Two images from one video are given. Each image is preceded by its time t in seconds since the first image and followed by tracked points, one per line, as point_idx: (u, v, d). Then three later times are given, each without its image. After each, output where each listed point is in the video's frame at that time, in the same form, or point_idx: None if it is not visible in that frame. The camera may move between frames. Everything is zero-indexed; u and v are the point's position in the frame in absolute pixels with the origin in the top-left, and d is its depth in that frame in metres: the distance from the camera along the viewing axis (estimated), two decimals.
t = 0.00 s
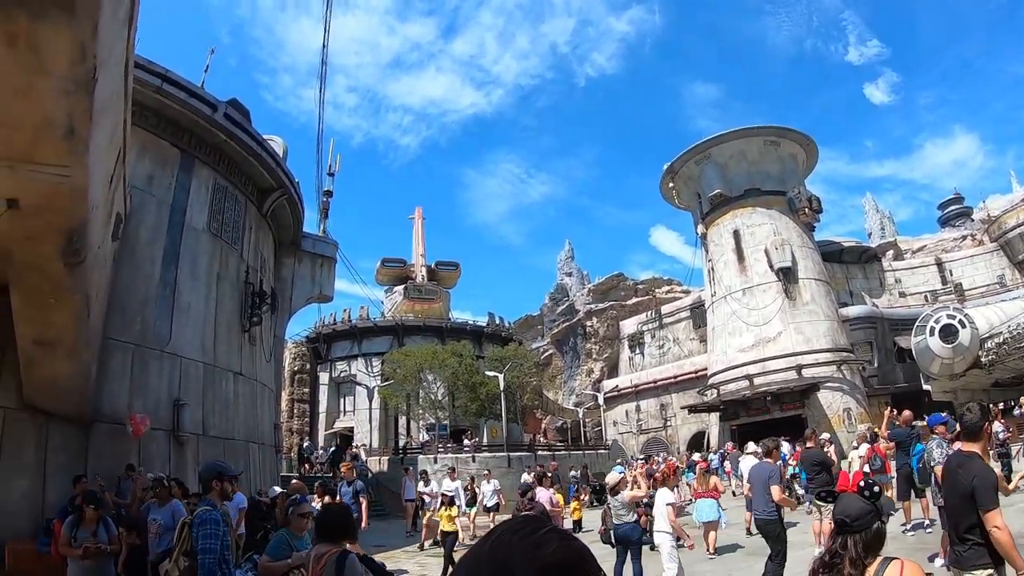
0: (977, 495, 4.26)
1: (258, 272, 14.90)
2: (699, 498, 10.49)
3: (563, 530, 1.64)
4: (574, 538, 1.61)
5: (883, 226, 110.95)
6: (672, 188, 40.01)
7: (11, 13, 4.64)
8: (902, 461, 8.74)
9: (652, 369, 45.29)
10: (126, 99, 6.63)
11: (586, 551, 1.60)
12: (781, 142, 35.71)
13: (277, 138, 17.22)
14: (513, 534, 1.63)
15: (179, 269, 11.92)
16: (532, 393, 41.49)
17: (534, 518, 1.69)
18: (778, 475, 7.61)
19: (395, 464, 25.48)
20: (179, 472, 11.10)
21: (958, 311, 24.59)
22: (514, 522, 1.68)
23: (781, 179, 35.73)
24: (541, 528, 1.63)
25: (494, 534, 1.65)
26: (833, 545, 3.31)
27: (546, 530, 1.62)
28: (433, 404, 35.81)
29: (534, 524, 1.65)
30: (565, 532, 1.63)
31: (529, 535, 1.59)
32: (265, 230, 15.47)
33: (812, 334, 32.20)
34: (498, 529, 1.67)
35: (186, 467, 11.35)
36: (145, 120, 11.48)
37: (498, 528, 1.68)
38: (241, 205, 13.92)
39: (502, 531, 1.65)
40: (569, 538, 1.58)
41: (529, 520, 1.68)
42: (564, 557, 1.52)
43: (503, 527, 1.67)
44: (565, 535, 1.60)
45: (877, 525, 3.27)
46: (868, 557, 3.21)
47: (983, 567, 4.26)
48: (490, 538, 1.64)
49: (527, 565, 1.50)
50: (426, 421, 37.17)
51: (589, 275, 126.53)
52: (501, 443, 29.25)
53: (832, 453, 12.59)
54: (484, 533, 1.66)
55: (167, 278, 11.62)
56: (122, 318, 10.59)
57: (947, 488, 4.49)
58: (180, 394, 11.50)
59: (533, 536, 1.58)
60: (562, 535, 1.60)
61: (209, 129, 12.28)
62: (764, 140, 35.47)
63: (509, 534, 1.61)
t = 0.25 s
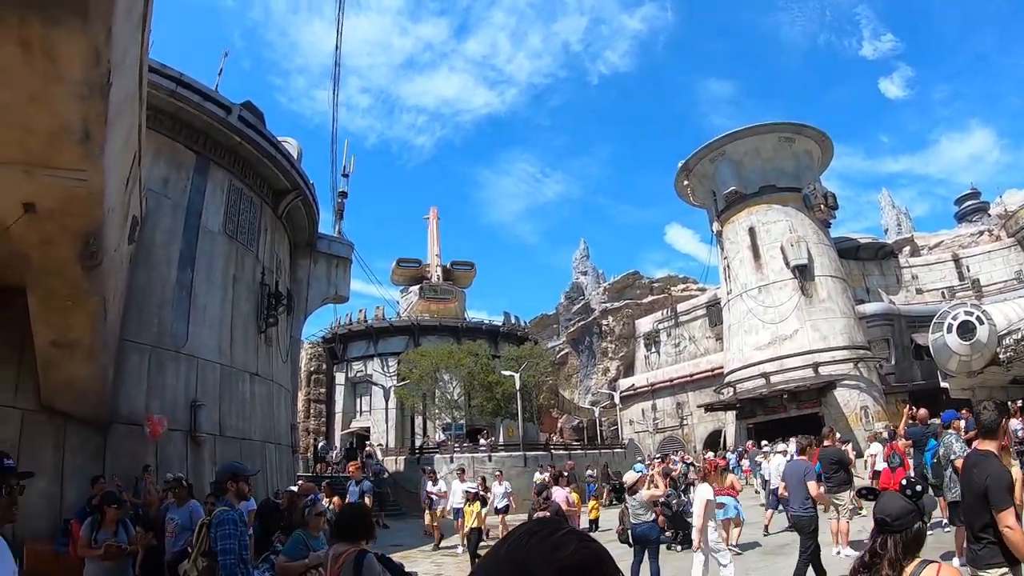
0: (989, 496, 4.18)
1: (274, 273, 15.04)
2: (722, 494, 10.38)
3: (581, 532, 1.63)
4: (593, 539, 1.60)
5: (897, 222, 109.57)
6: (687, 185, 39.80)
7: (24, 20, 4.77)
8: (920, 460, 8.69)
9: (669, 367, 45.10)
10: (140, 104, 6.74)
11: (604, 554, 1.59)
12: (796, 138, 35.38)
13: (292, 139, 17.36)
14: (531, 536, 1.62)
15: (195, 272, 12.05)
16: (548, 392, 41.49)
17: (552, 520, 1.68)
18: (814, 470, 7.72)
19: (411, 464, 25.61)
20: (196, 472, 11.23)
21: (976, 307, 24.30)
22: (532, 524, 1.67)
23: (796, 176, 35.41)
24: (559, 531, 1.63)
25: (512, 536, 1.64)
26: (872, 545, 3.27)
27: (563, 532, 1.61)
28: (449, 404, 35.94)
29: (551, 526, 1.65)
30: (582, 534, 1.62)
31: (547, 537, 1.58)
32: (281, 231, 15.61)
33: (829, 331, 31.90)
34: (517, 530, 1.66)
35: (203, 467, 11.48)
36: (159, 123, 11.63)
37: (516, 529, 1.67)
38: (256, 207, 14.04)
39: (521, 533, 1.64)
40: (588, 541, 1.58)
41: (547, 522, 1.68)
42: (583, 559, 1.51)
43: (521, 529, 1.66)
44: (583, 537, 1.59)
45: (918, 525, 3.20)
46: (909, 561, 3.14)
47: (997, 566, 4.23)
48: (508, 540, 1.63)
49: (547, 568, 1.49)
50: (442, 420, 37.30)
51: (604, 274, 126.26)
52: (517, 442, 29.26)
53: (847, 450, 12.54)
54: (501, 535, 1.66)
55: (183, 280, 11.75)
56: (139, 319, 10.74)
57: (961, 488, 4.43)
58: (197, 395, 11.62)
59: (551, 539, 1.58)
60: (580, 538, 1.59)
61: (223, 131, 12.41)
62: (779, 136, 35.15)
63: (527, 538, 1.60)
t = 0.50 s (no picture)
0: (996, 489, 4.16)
1: (290, 272, 15.17)
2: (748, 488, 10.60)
3: (597, 525, 1.62)
4: (610, 532, 1.59)
5: (917, 218, 107.99)
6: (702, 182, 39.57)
7: (40, 24, 4.88)
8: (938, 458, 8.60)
9: (685, 365, 44.86)
10: (157, 107, 6.84)
11: (620, 546, 1.58)
12: (811, 134, 35.02)
13: (307, 139, 17.48)
14: (547, 527, 1.61)
15: (212, 273, 12.18)
16: (565, 390, 41.43)
17: (566, 512, 1.67)
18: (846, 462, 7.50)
19: (428, 462, 25.73)
20: (214, 471, 11.37)
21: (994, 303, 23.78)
22: (548, 516, 1.66)
23: (811, 171, 35.06)
24: (574, 522, 1.61)
25: (528, 528, 1.63)
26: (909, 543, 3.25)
27: (578, 523, 1.60)
28: (466, 403, 36.01)
29: (567, 519, 1.63)
30: (598, 526, 1.61)
31: (563, 529, 1.57)
32: (297, 231, 15.74)
33: (846, 328, 31.56)
34: (532, 523, 1.65)
35: (221, 466, 11.62)
36: (175, 125, 11.78)
37: (533, 522, 1.65)
38: (272, 207, 14.16)
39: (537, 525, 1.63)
40: (604, 534, 1.57)
41: (562, 514, 1.67)
42: (600, 553, 1.51)
43: (536, 522, 1.65)
44: (599, 529, 1.58)
45: (958, 522, 3.17)
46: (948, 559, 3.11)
47: (1003, 562, 4.14)
48: (525, 532, 1.62)
49: (564, 562, 1.47)
50: (459, 419, 37.39)
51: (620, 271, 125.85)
52: (534, 440, 29.24)
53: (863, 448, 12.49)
54: (517, 528, 1.64)
55: (200, 281, 11.89)
56: (157, 320, 10.90)
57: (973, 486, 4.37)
58: (214, 394, 11.76)
59: (567, 530, 1.56)
60: (597, 529, 1.57)
61: (238, 132, 12.54)
62: (795, 132, 34.82)
63: (544, 529, 1.59)
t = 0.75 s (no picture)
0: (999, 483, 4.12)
1: (307, 271, 15.29)
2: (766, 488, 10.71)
3: (614, 522, 1.61)
4: (628, 530, 1.57)
5: (936, 212, 106.46)
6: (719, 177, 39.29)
7: (56, 27, 4.97)
8: (955, 455, 8.49)
9: (702, 362, 44.60)
10: (173, 108, 6.92)
11: (634, 541, 1.57)
12: (828, 128, 34.63)
13: (323, 139, 17.59)
14: (564, 523, 1.58)
15: (229, 272, 12.31)
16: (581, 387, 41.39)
17: (580, 511, 1.65)
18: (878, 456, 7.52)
19: (445, 459, 25.84)
20: (232, 468, 11.50)
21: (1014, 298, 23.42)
22: (563, 514, 1.63)
23: (828, 166, 34.66)
24: (590, 520, 1.59)
25: (547, 525, 1.61)
26: (940, 545, 3.19)
27: (594, 521, 1.58)
28: (483, 400, 36.09)
29: (582, 516, 1.61)
30: (615, 523, 1.59)
31: (579, 526, 1.54)
32: (313, 230, 15.86)
33: (864, 324, 31.20)
34: (551, 520, 1.62)
35: (238, 463, 11.75)
36: (191, 126, 11.92)
37: (550, 520, 1.63)
38: (288, 207, 14.28)
39: (557, 521, 1.60)
40: (619, 530, 1.55)
41: (576, 512, 1.64)
42: (615, 550, 1.48)
43: (553, 519, 1.62)
44: (615, 527, 1.56)
45: (992, 519, 3.11)
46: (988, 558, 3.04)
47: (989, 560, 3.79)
48: (544, 530, 1.59)
49: (581, 559, 1.45)
50: (476, 416, 37.48)
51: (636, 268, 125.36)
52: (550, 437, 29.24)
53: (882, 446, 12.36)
54: (536, 526, 1.62)
55: (217, 280, 12.02)
56: (175, 318, 11.04)
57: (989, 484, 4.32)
58: (232, 392, 11.89)
59: (583, 528, 1.53)
60: (611, 528, 1.56)
61: (254, 132, 12.65)
62: (811, 126, 34.46)
63: (563, 526, 1.56)
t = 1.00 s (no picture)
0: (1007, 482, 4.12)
1: (323, 270, 15.40)
2: (790, 485, 10.65)
3: (637, 517, 1.45)
4: (650, 526, 1.41)
5: (955, 207, 104.94)
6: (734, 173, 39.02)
7: (74, 31, 5.08)
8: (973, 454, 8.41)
9: (719, 358, 44.35)
10: (188, 109, 6.99)
11: (656, 537, 1.41)
12: (844, 122, 34.25)
13: (338, 138, 17.69)
14: (582, 516, 1.43)
15: (246, 271, 12.43)
16: (598, 384, 41.35)
17: (602, 504, 1.50)
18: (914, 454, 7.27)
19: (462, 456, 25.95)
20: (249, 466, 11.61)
21: None
22: (583, 507, 1.48)
23: (845, 161, 34.26)
24: (611, 513, 1.43)
25: (564, 520, 1.46)
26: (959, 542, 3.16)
27: (615, 515, 1.43)
28: (500, 397, 36.19)
29: (603, 509, 1.45)
30: (637, 517, 1.44)
31: (598, 520, 1.39)
32: (329, 230, 15.97)
33: (881, 320, 30.86)
34: (568, 514, 1.47)
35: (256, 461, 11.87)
36: (207, 127, 12.05)
37: (567, 514, 1.48)
38: (304, 206, 14.40)
39: (574, 516, 1.45)
40: (642, 525, 1.40)
41: (597, 505, 1.49)
42: (633, 545, 1.32)
43: (571, 513, 1.47)
44: (637, 522, 1.41)
45: (1014, 514, 3.10)
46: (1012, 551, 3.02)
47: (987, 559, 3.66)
48: (559, 524, 1.45)
49: (597, 556, 1.30)
50: (492, 414, 37.55)
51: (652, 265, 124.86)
52: (567, 435, 29.24)
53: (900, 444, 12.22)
54: (553, 519, 1.47)
55: (235, 279, 12.15)
56: (192, 318, 11.18)
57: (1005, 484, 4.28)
58: (249, 391, 12.01)
59: (601, 522, 1.38)
60: (633, 523, 1.40)
61: (270, 132, 12.75)
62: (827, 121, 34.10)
63: (581, 520, 1.41)
